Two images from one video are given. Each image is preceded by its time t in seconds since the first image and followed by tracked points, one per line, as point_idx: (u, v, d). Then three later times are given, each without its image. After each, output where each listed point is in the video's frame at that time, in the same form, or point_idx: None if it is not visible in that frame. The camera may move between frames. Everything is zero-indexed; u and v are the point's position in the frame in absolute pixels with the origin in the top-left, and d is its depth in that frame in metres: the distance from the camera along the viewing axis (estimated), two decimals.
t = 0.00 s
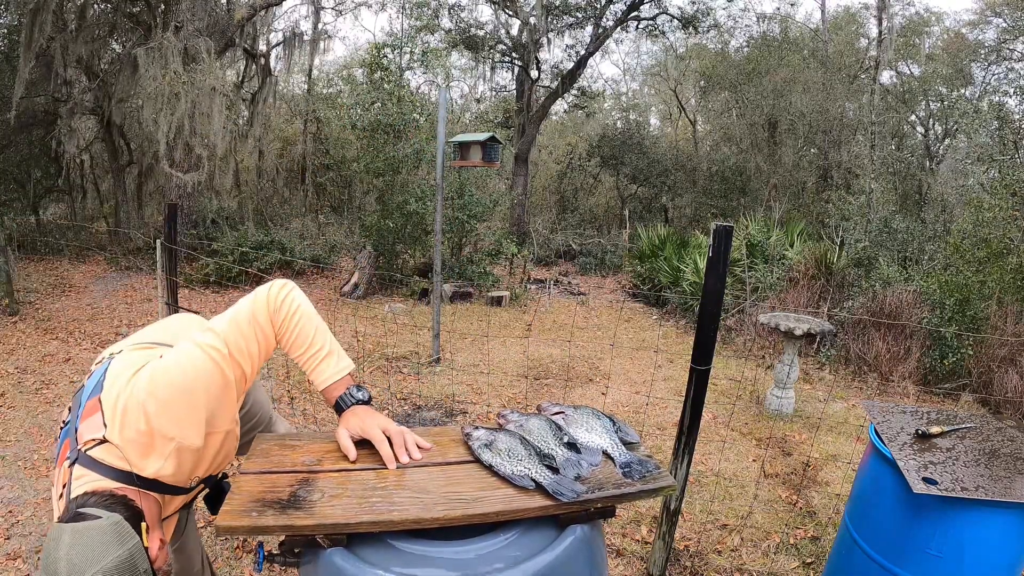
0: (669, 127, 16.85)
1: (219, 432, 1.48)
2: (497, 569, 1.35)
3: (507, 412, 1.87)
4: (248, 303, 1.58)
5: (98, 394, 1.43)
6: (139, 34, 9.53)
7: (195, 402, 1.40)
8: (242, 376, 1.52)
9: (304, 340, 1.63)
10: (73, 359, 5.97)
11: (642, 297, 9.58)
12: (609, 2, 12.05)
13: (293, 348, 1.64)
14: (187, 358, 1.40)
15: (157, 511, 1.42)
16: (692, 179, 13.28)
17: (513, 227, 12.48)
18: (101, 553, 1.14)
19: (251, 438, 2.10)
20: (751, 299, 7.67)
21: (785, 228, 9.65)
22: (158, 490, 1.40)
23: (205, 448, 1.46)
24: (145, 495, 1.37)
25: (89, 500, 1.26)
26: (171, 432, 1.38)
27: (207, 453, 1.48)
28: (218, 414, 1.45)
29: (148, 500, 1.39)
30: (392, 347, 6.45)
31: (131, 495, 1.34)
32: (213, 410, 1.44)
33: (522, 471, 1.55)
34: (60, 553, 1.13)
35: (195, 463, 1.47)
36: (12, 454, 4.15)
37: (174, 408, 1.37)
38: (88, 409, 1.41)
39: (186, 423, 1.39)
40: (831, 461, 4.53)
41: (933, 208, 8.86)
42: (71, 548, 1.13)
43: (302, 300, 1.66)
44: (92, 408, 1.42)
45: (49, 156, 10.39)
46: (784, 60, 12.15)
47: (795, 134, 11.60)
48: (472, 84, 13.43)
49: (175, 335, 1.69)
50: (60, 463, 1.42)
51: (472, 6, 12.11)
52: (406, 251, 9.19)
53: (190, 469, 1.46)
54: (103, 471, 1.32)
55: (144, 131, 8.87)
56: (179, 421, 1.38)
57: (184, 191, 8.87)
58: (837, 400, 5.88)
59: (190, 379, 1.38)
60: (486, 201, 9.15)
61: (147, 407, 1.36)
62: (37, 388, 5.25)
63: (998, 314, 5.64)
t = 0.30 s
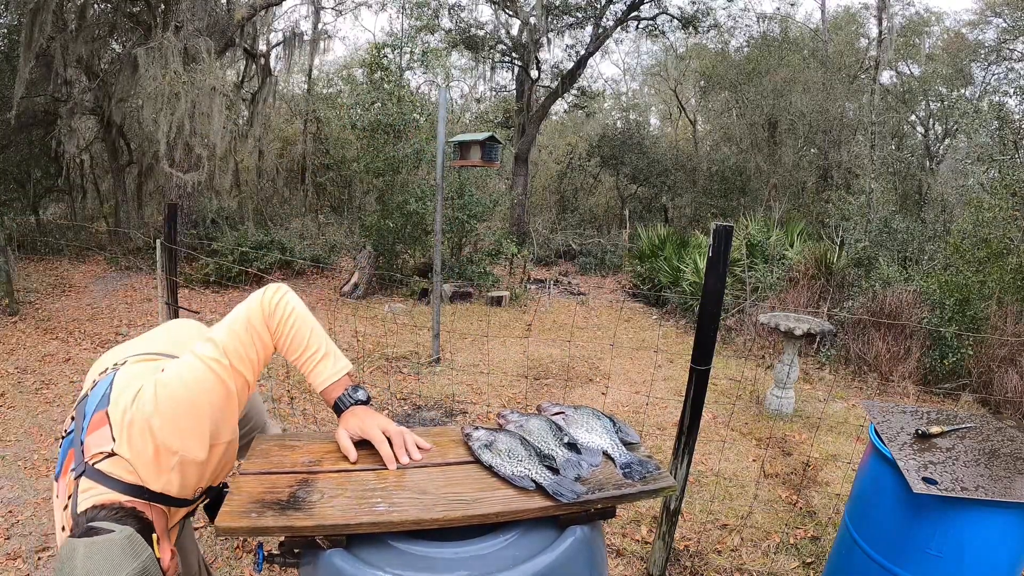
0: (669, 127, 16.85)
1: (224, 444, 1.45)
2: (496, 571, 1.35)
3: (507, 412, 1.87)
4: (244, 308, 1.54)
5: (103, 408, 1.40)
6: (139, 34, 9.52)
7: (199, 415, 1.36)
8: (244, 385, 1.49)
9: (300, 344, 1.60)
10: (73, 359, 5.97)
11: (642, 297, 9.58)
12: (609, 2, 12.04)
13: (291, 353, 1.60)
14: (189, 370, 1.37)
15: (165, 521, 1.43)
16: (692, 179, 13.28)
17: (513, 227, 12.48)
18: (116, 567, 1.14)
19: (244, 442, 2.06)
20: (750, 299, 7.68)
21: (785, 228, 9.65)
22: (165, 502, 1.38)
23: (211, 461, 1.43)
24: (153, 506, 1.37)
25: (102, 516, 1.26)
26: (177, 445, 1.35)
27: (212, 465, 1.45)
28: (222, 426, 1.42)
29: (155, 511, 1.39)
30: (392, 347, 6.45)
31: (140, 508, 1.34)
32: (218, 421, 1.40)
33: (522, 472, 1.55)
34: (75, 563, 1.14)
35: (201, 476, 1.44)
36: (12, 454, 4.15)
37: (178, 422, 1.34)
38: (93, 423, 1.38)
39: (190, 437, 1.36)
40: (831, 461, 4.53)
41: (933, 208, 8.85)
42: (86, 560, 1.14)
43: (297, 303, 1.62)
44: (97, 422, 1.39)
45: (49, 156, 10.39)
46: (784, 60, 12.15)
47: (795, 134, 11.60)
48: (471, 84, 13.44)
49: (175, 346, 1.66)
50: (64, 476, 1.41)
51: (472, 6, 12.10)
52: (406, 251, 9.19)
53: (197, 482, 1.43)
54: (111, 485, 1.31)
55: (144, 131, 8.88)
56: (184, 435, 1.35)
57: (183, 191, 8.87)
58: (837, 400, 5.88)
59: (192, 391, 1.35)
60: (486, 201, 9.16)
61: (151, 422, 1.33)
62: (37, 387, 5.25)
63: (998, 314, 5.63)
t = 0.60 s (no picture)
0: (669, 127, 16.85)
1: (224, 437, 1.45)
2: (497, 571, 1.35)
3: (507, 412, 1.87)
4: (252, 303, 1.56)
5: (105, 393, 1.40)
6: (139, 34, 9.51)
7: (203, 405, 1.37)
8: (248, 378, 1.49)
9: (306, 342, 1.61)
10: (73, 359, 5.97)
11: (642, 297, 9.59)
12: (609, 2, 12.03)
13: (294, 351, 1.61)
14: (196, 360, 1.38)
15: (161, 512, 1.42)
16: (692, 179, 13.29)
17: (513, 227, 12.48)
18: (113, 558, 1.14)
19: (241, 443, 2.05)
20: (751, 299, 7.67)
21: (785, 228, 9.64)
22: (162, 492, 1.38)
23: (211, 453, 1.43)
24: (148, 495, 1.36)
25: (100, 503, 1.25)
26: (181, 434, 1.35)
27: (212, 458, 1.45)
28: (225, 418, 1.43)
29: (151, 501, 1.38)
30: (392, 347, 6.45)
31: (137, 497, 1.34)
32: (220, 414, 1.41)
33: (522, 473, 1.55)
34: (72, 554, 1.13)
35: (200, 467, 1.44)
36: (12, 454, 4.15)
37: (182, 410, 1.34)
38: (94, 408, 1.38)
39: (194, 426, 1.36)
40: (831, 461, 4.53)
41: (933, 208, 8.84)
42: (83, 551, 1.13)
43: (303, 301, 1.63)
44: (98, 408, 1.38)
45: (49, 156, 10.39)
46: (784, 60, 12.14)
47: (795, 134, 11.60)
48: (471, 84, 13.44)
49: (177, 338, 1.66)
50: (61, 460, 1.41)
51: (472, 6, 12.09)
52: (406, 251, 9.18)
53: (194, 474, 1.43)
54: (112, 472, 1.31)
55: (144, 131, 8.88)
56: (187, 424, 1.35)
57: (183, 191, 8.87)
58: (837, 400, 5.89)
59: (198, 381, 1.36)
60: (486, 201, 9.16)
61: (156, 409, 1.33)
62: (37, 388, 5.25)
63: (998, 314, 5.63)
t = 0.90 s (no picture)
0: (669, 127, 16.85)
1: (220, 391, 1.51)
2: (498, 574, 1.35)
3: (507, 413, 1.87)
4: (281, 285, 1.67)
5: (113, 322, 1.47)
6: (140, 34, 9.50)
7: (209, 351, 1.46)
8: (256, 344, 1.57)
9: (324, 333, 1.68)
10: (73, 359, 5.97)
11: (642, 297, 9.59)
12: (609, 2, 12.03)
13: (312, 340, 1.68)
14: (216, 310, 1.49)
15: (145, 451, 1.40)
16: (692, 179, 13.29)
17: (513, 227, 12.48)
18: (79, 466, 1.02)
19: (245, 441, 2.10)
20: (750, 299, 7.68)
21: (785, 228, 9.64)
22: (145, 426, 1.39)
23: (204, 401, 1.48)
24: (138, 425, 1.35)
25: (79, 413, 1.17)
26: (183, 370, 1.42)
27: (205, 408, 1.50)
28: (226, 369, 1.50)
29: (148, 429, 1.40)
30: (392, 347, 6.46)
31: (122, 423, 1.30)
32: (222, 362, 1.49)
33: (524, 474, 1.55)
34: (35, 467, 1.02)
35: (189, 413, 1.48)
36: (12, 454, 4.15)
37: (188, 351, 1.42)
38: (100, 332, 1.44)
39: (198, 369, 1.44)
40: (831, 461, 4.53)
41: (933, 208, 8.84)
42: (49, 460, 1.02)
43: (331, 295, 1.74)
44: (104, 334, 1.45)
45: (49, 156, 10.40)
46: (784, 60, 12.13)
47: (795, 135, 11.60)
48: (471, 84, 13.45)
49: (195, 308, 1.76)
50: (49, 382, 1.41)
51: (472, 6, 12.09)
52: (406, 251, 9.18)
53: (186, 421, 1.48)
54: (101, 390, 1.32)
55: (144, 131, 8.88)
56: (191, 363, 1.43)
57: (183, 191, 8.86)
58: (837, 400, 5.89)
59: (212, 326, 1.46)
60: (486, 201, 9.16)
61: (163, 339, 1.41)
62: (37, 387, 5.25)
63: (998, 314, 5.64)
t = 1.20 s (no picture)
0: (669, 127, 16.86)
1: (228, 314, 1.59)
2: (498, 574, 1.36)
3: (507, 413, 1.87)
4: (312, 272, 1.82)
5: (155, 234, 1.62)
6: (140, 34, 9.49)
7: (236, 285, 1.59)
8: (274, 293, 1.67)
9: (338, 325, 1.75)
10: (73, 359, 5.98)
11: (642, 297, 9.60)
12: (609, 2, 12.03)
13: (326, 334, 1.76)
14: (253, 246, 1.65)
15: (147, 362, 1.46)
16: (692, 179, 13.29)
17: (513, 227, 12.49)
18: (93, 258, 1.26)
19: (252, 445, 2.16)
20: (750, 299, 7.69)
21: (785, 228, 9.64)
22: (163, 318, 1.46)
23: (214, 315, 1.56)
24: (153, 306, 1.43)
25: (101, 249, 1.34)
26: (211, 292, 1.53)
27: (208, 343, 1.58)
28: (240, 308, 1.61)
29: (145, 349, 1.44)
30: (392, 347, 6.46)
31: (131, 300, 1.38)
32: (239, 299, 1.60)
33: (523, 474, 1.56)
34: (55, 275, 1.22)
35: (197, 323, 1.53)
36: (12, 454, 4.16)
37: (216, 260, 1.56)
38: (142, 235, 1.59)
39: (219, 285, 1.55)
40: (831, 461, 4.54)
41: (933, 207, 8.84)
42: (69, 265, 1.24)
43: (356, 304, 1.80)
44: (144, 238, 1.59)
45: (49, 156, 10.41)
46: (784, 60, 12.13)
47: (795, 134, 11.60)
48: (471, 84, 13.46)
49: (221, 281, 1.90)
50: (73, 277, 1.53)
51: (472, 6, 12.08)
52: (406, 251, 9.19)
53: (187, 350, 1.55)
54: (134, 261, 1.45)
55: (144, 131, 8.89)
56: (216, 274, 1.55)
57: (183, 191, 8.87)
58: (837, 400, 5.89)
59: (244, 251, 1.61)
60: (485, 201, 9.17)
61: (199, 245, 1.55)
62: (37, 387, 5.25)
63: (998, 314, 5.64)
